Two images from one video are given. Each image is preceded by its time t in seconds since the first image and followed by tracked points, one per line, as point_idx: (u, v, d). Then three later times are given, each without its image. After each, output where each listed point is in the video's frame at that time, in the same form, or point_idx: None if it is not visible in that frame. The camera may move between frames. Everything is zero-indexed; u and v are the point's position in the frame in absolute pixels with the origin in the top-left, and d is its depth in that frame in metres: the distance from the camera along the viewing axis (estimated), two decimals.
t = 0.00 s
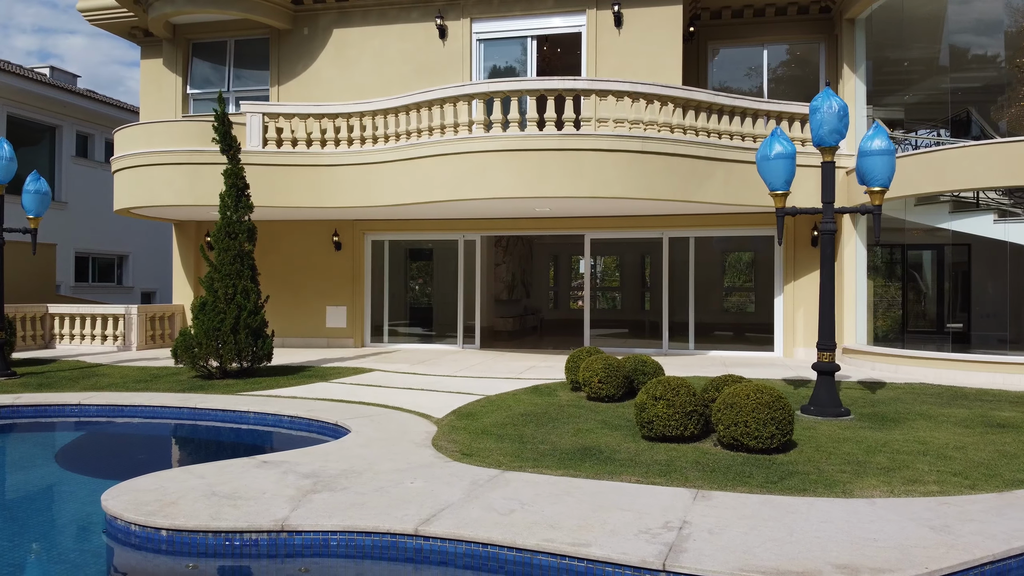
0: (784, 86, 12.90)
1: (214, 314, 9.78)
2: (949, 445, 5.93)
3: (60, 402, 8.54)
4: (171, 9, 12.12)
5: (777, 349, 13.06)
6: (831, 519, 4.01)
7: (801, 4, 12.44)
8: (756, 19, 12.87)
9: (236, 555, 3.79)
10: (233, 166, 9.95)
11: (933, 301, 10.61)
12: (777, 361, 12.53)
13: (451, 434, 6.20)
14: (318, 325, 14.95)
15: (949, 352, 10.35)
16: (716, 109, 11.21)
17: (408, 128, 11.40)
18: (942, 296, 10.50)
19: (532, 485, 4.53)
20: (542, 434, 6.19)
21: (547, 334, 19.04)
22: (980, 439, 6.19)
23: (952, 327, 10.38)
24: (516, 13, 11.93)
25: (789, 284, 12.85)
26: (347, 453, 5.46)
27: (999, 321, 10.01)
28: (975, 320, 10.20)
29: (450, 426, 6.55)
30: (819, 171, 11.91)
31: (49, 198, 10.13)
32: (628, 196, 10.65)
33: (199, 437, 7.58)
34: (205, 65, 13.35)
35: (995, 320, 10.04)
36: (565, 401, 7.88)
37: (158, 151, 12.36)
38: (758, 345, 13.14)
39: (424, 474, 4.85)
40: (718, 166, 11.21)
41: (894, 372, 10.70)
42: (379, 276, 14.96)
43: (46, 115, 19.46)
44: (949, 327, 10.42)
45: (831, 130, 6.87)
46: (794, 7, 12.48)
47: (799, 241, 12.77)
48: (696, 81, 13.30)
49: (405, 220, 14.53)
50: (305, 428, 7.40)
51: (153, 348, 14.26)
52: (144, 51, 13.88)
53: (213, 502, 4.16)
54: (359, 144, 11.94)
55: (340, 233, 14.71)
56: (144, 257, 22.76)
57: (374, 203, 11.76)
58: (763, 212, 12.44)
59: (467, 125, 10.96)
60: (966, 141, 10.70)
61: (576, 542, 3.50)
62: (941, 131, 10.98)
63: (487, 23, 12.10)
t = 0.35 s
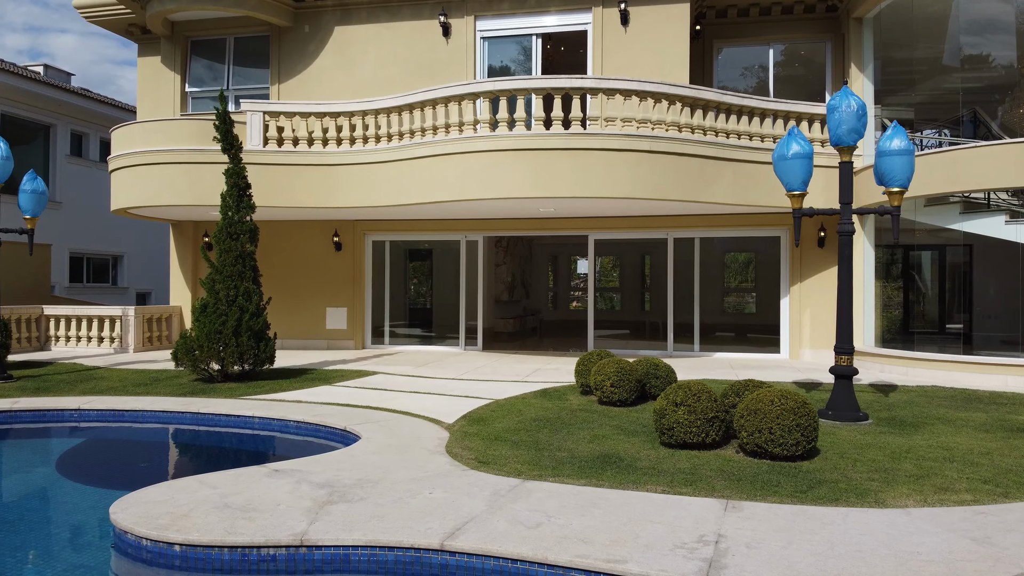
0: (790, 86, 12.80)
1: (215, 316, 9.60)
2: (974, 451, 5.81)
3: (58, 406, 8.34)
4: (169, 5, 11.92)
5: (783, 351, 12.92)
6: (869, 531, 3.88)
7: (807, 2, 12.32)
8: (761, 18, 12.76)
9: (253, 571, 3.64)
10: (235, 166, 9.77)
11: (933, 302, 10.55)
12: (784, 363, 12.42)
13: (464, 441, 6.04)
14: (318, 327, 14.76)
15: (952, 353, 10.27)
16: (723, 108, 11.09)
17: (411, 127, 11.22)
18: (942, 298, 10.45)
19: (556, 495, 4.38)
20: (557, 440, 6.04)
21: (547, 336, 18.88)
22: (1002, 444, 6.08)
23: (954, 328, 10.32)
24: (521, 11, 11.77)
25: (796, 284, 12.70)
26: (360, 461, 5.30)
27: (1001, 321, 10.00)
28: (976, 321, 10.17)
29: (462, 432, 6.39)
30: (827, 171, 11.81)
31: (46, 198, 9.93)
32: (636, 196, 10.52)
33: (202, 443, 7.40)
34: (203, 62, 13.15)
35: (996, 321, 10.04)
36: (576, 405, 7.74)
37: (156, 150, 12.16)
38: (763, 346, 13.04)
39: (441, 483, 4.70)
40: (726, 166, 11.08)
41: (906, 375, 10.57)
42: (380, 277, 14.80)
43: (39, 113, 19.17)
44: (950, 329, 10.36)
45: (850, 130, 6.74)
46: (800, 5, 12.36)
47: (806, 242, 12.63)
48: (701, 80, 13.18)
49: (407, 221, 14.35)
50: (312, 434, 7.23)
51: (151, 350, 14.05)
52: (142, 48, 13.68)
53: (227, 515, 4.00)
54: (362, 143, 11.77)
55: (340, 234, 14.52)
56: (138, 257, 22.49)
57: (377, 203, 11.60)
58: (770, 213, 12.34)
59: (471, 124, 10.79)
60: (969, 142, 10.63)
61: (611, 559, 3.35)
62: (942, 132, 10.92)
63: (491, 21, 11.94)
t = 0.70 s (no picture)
0: (797, 86, 12.69)
1: (217, 319, 9.41)
2: (1003, 457, 5.69)
3: (57, 412, 8.13)
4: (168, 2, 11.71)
5: (790, 353, 12.81)
6: (914, 546, 3.73)
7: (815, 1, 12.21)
8: (768, 17, 12.65)
9: None
10: (237, 165, 9.57)
11: (933, 303, 10.55)
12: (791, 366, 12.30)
13: (480, 449, 5.88)
14: (318, 329, 14.57)
15: (954, 354, 10.25)
16: (732, 108, 10.96)
17: (416, 126, 11.05)
18: (938, 299, 10.48)
19: (584, 508, 4.22)
20: (576, 448, 5.87)
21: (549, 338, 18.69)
22: None
23: (955, 329, 10.28)
24: (527, 9, 11.61)
25: (803, 286, 12.58)
26: (376, 471, 5.13)
27: (1003, 322, 9.96)
28: (978, 322, 10.14)
29: (477, 440, 6.23)
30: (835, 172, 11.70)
31: (43, 198, 9.71)
32: (645, 197, 10.36)
33: (207, 450, 7.21)
34: (202, 60, 12.94)
35: (997, 322, 10.00)
36: (590, 410, 7.58)
37: (154, 149, 11.94)
38: (769, 348, 12.93)
39: (463, 494, 4.54)
40: (735, 166, 10.95)
41: (916, 378, 10.49)
42: (382, 278, 14.60)
43: (32, 112, 18.87)
44: (949, 330, 10.34)
45: (871, 130, 6.61)
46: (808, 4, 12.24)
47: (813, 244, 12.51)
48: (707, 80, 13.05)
49: (409, 222, 14.16)
50: (320, 440, 7.05)
51: (148, 352, 13.82)
52: (139, 46, 13.44)
53: (244, 530, 3.82)
54: (365, 142, 11.58)
55: (341, 234, 14.33)
56: (133, 258, 22.20)
57: (380, 202, 11.42)
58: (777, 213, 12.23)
59: (477, 123, 10.62)
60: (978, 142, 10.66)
61: None
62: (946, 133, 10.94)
63: (496, 19, 11.77)
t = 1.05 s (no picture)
0: (803, 86, 12.59)
1: (219, 321, 9.22)
2: None
3: (56, 417, 7.93)
4: None
5: (796, 355, 12.71)
6: (958, 559, 3.61)
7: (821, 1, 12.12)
8: (774, 16, 12.55)
9: None
10: (239, 165, 9.40)
11: (932, 303, 10.59)
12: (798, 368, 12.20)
13: (496, 456, 5.73)
14: (318, 331, 14.41)
15: (953, 353, 10.23)
16: (741, 107, 10.84)
17: (420, 125, 10.89)
18: (938, 298, 10.52)
19: (612, 521, 4.07)
20: (594, 455, 5.73)
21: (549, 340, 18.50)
22: None
23: (954, 330, 10.30)
24: (532, 7, 11.46)
25: (809, 287, 12.49)
26: (391, 481, 4.98)
27: (1003, 323, 10.01)
28: (979, 323, 10.18)
29: (492, 447, 6.08)
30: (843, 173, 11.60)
31: (41, 198, 9.51)
32: (653, 197, 10.21)
33: (211, 457, 7.04)
34: (201, 59, 12.74)
35: (999, 324, 10.02)
36: (602, 415, 7.45)
37: (153, 148, 11.73)
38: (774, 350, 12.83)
39: (484, 505, 4.39)
40: (743, 166, 10.83)
41: (928, 381, 10.21)
42: (382, 279, 14.43)
43: (25, 110, 18.60)
44: (948, 330, 10.35)
45: (891, 130, 6.49)
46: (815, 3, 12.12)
47: (820, 245, 12.42)
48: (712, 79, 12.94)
49: (411, 222, 13.98)
50: (328, 447, 6.89)
51: (145, 355, 13.60)
52: (137, 43, 13.24)
53: (261, 546, 3.67)
54: (368, 141, 11.41)
55: (341, 235, 14.16)
56: (127, 259, 21.94)
57: (383, 203, 11.26)
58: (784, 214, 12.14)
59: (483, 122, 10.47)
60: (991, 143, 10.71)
61: None
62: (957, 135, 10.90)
63: (500, 16, 11.62)
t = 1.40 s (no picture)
0: (810, 86, 12.49)
1: (222, 325, 9.03)
2: None
3: (55, 424, 7.73)
4: None
5: (804, 357, 12.60)
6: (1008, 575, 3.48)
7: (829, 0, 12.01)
8: (780, 15, 12.44)
9: None
10: (242, 165, 9.21)
11: (933, 302, 10.66)
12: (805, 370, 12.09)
13: (514, 466, 5.57)
14: (318, 333, 14.22)
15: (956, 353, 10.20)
16: (750, 107, 10.70)
17: (424, 125, 10.71)
18: (940, 298, 10.55)
19: (644, 536, 3.93)
20: (615, 464, 5.59)
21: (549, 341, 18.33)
22: None
23: (956, 330, 10.27)
24: (537, 5, 11.31)
25: (817, 289, 12.39)
26: (410, 492, 4.82)
27: (1006, 324, 9.89)
28: (981, 325, 10.09)
29: (508, 455, 5.93)
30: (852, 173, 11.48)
31: (38, 199, 9.31)
32: (662, 198, 10.07)
33: (217, 465, 6.86)
34: (200, 57, 12.53)
35: (1000, 326, 9.92)
36: (616, 421, 7.30)
37: (151, 148, 11.52)
38: (781, 353, 12.71)
39: (510, 519, 4.23)
40: (752, 167, 10.71)
41: (939, 384, 9.98)
42: (383, 281, 14.24)
43: (19, 109, 18.34)
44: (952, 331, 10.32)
45: (914, 130, 6.37)
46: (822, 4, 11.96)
47: (827, 246, 12.32)
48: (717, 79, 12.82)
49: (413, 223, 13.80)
50: (338, 454, 6.71)
51: (143, 358, 13.39)
52: (135, 41, 13.02)
53: (283, 565, 3.51)
54: (371, 142, 11.24)
55: (342, 236, 13.98)
56: (122, 260, 21.67)
57: (387, 204, 11.09)
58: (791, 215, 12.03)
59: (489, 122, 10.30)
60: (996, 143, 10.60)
61: None
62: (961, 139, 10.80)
63: (505, 15, 11.46)
